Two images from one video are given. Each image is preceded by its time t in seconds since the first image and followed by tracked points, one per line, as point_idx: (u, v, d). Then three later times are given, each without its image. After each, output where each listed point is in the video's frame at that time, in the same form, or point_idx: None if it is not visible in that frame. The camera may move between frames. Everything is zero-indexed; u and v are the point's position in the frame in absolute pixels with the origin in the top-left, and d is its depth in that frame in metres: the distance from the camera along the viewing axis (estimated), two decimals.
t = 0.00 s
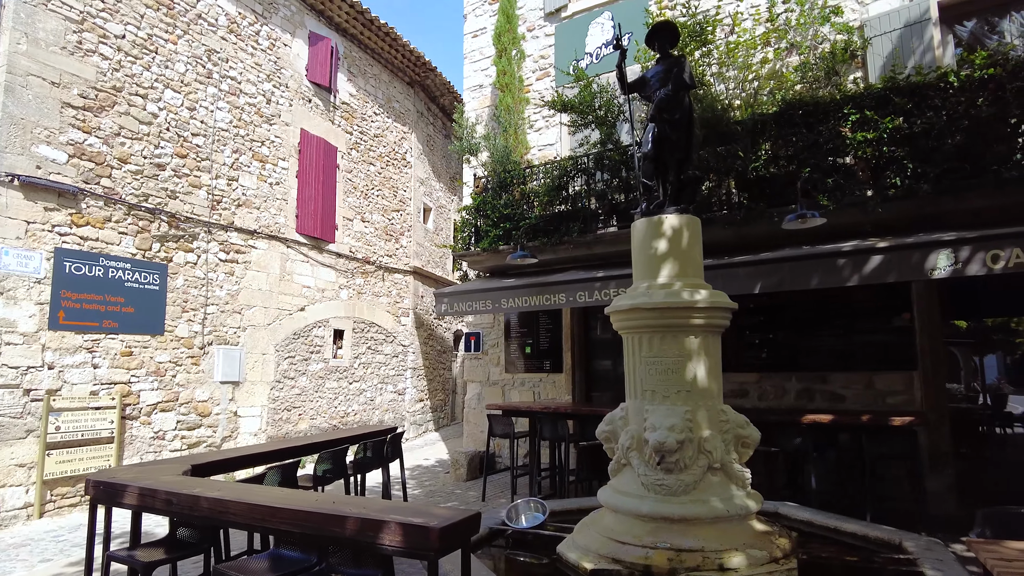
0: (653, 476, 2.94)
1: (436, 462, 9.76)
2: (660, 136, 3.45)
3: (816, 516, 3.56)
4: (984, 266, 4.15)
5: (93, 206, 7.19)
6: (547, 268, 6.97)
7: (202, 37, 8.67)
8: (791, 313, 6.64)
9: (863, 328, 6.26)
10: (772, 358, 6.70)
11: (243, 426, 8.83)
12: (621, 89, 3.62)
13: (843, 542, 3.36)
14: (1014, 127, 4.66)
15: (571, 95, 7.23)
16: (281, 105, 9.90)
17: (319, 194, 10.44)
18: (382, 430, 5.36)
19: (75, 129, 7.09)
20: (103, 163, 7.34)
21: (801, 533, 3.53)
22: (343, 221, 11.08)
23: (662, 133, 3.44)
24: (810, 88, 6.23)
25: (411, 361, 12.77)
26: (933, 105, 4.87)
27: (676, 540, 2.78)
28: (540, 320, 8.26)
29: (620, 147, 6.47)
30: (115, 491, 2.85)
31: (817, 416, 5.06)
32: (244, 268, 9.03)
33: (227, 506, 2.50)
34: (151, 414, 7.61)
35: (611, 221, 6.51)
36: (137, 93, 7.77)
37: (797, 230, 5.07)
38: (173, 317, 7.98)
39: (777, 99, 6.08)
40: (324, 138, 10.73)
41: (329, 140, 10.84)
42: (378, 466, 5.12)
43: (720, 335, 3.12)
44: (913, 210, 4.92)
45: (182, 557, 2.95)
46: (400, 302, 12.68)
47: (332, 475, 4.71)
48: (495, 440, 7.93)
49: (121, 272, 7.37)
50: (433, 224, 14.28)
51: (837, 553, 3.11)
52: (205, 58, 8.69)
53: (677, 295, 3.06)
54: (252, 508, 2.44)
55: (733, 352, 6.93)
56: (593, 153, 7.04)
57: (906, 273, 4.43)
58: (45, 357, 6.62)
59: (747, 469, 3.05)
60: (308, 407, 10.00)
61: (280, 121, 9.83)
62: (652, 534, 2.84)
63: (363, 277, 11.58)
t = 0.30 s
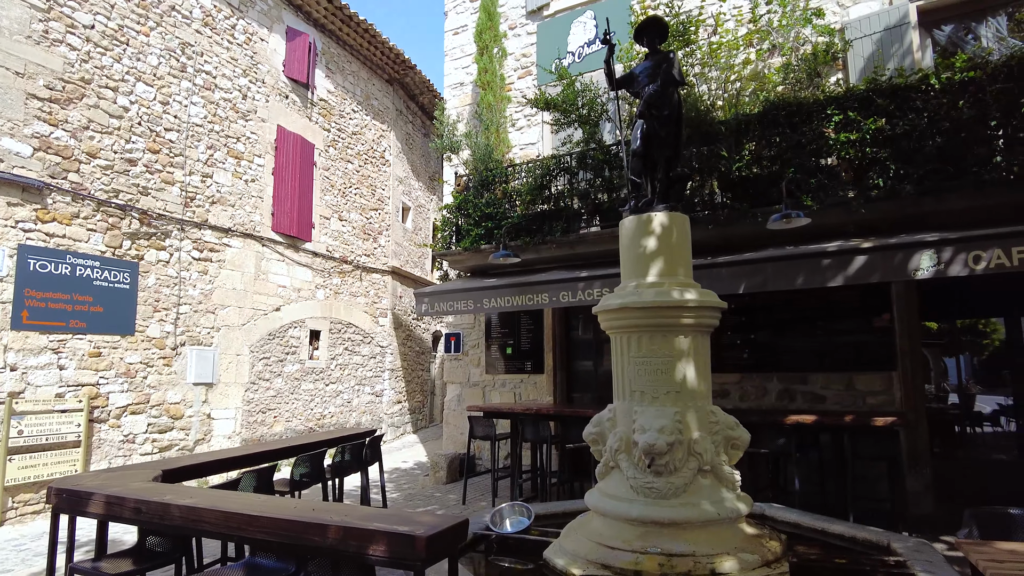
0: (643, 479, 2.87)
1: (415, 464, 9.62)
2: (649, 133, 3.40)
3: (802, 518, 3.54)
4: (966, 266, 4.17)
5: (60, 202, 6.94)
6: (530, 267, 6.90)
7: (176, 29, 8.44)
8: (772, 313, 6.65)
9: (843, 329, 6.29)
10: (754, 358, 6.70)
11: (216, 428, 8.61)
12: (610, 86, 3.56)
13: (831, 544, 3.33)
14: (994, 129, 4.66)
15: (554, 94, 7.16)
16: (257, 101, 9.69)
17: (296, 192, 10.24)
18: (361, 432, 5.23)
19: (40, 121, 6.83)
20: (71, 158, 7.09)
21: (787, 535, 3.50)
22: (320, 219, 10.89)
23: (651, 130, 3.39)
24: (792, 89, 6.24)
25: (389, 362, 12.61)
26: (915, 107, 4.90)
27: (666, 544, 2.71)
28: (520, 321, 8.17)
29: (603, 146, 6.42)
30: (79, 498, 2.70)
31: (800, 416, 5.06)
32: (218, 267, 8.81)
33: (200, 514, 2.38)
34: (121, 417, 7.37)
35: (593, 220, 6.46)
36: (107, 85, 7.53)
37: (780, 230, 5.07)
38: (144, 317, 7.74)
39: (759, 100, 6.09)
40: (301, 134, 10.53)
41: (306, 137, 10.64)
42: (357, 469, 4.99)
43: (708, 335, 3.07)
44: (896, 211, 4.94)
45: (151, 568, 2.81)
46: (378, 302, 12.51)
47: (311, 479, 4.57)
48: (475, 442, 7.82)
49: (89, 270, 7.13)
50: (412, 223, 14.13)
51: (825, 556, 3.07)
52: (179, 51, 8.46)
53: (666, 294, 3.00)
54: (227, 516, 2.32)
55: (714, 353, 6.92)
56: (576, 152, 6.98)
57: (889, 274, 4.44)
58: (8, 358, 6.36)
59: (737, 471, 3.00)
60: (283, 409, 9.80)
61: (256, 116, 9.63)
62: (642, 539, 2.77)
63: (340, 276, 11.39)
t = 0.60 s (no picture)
0: (632, 489, 2.75)
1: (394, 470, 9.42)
2: (637, 129, 3.29)
3: (792, 525, 3.45)
4: (954, 268, 4.13)
5: (22, 199, 6.65)
6: (512, 269, 6.77)
7: (147, 22, 8.18)
8: (756, 316, 6.59)
9: (827, 331, 6.25)
10: (737, 361, 6.64)
11: (188, 434, 8.34)
12: (597, 80, 3.44)
13: (822, 553, 3.24)
14: (978, 132, 4.66)
15: (537, 92, 7.05)
16: (232, 97, 9.44)
17: (272, 191, 10.00)
18: (338, 439, 5.06)
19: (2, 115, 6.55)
20: (35, 153, 6.81)
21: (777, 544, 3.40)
22: (297, 219, 10.65)
23: (639, 127, 3.27)
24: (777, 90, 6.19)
25: (366, 366, 12.38)
26: (901, 108, 4.88)
27: (658, 557, 2.59)
28: (501, 323, 8.03)
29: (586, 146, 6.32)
30: (30, 515, 2.50)
31: (787, 420, 4.99)
32: (190, 267, 8.54)
33: (161, 532, 2.20)
34: (87, 423, 7.08)
35: (577, 220, 6.35)
36: (74, 79, 7.25)
37: (767, 232, 5.00)
38: (112, 320, 7.47)
39: (744, 101, 6.03)
40: (278, 132, 10.29)
41: (283, 135, 10.41)
42: (333, 478, 4.82)
43: (699, 338, 2.96)
44: (882, 213, 4.90)
45: None
46: (356, 305, 12.29)
47: (285, 488, 4.39)
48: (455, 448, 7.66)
49: (54, 270, 6.85)
50: (391, 225, 13.93)
51: (818, 566, 2.98)
52: (150, 45, 8.20)
53: (657, 295, 2.89)
54: (191, 533, 2.15)
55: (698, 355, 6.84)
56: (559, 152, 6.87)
57: (877, 276, 4.38)
58: None
59: (729, 479, 2.90)
60: (258, 413, 9.54)
61: (231, 114, 9.38)
62: (632, 551, 2.64)
63: (317, 278, 11.16)
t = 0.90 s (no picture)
0: (622, 507, 2.63)
1: (372, 481, 9.20)
2: (627, 134, 3.20)
3: (783, 541, 3.35)
4: (942, 277, 4.09)
5: None
6: (495, 276, 6.64)
7: (120, 20, 7.95)
8: (741, 325, 6.54)
9: (812, 340, 6.20)
10: (722, 370, 6.57)
11: (160, 445, 8.07)
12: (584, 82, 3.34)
13: (814, 570, 3.14)
14: (963, 140, 4.65)
15: (521, 97, 6.95)
16: (209, 99, 9.22)
17: (249, 195, 9.78)
18: (315, 451, 4.88)
19: None
20: None
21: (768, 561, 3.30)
22: (275, 224, 10.43)
23: (628, 132, 3.19)
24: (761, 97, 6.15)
25: (345, 375, 12.15)
26: (886, 116, 4.85)
27: None
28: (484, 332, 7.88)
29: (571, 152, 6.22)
30: None
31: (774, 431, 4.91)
32: (163, 273, 8.30)
33: (116, 560, 2.03)
34: (50, 435, 6.79)
35: (561, 227, 6.24)
36: (41, 77, 7.00)
37: (753, 240, 4.93)
38: (80, 327, 7.21)
39: (729, 108, 5.98)
40: (256, 135, 10.07)
41: (261, 138, 10.19)
42: (309, 492, 4.64)
43: (691, 350, 2.86)
44: (868, 221, 4.86)
45: None
46: (335, 312, 12.07)
47: (259, 503, 4.21)
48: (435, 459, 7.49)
49: (18, 275, 6.58)
50: (371, 230, 13.73)
51: None
52: (123, 43, 7.97)
53: (647, 305, 2.78)
54: (147, 561, 1.98)
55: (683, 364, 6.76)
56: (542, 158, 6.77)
57: (865, 285, 4.33)
58: None
59: (721, 496, 2.79)
60: (233, 423, 9.28)
61: (207, 116, 9.16)
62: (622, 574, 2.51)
63: (295, 284, 10.93)
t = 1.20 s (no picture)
0: (623, 531, 2.50)
1: (349, 497, 8.96)
2: (625, 143, 3.10)
3: (782, 562, 3.23)
4: (934, 292, 4.06)
5: None
6: (479, 287, 6.51)
7: (93, 20, 7.70)
8: (727, 338, 6.49)
9: (799, 354, 6.17)
10: (708, 384, 6.51)
11: (128, 461, 7.76)
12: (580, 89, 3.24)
13: None
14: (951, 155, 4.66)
15: (507, 106, 6.87)
16: (186, 104, 8.98)
17: (225, 202, 9.54)
18: (295, 468, 4.68)
19: None
20: None
21: None
22: (251, 233, 10.19)
23: (626, 141, 3.09)
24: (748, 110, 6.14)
25: (321, 387, 11.89)
26: (876, 130, 4.85)
27: None
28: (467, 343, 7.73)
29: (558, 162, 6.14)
30: None
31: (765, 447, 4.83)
32: (135, 282, 8.02)
33: None
34: (11, 450, 6.44)
35: (547, 238, 6.14)
36: (8, 76, 6.72)
37: (744, 253, 4.87)
38: (45, 337, 6.90)
39: (717, 120, 5.96)
40: (233, 141, 9.85)
41: (238, 145, 9.97)
42: (287, 511, 4.45)
43: (692, 365, 2.75)
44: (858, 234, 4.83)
45: None
46: (312, 322, 11.81)
47: (235, 524, 4.01)
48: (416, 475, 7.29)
49: None
50: (350, 240, 13.52)
51: None
52: (96, 44, 7.72)
53: (648, 319, 2.67)
54: None
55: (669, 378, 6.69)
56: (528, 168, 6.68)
57: (857, 299, 4.28)
58: None
59: (724, 518, 2.68)
60: (205, 437, 8.98)
61: (184, 120, 8.92)
62: None
63: (271, 294, 10.68)
